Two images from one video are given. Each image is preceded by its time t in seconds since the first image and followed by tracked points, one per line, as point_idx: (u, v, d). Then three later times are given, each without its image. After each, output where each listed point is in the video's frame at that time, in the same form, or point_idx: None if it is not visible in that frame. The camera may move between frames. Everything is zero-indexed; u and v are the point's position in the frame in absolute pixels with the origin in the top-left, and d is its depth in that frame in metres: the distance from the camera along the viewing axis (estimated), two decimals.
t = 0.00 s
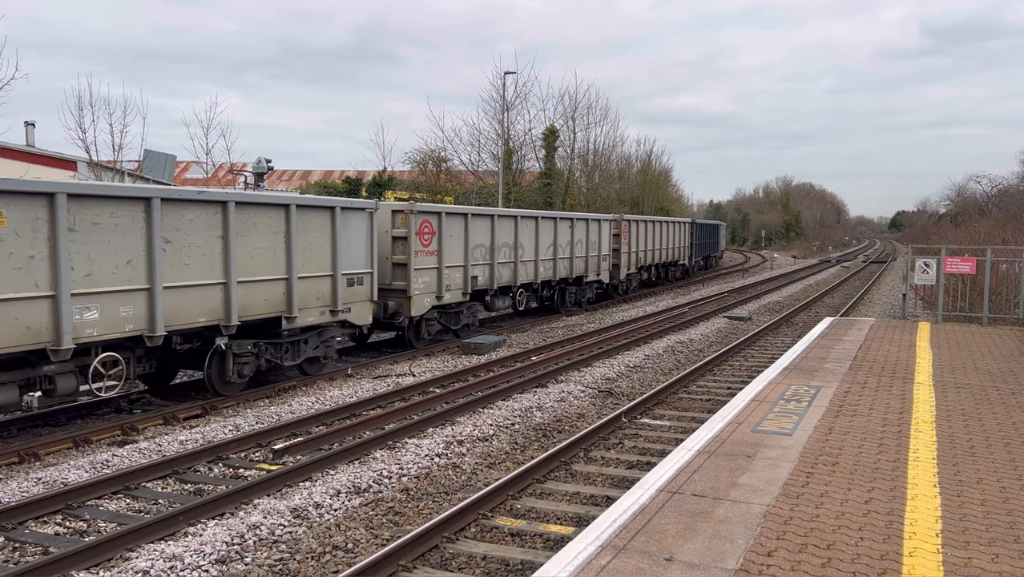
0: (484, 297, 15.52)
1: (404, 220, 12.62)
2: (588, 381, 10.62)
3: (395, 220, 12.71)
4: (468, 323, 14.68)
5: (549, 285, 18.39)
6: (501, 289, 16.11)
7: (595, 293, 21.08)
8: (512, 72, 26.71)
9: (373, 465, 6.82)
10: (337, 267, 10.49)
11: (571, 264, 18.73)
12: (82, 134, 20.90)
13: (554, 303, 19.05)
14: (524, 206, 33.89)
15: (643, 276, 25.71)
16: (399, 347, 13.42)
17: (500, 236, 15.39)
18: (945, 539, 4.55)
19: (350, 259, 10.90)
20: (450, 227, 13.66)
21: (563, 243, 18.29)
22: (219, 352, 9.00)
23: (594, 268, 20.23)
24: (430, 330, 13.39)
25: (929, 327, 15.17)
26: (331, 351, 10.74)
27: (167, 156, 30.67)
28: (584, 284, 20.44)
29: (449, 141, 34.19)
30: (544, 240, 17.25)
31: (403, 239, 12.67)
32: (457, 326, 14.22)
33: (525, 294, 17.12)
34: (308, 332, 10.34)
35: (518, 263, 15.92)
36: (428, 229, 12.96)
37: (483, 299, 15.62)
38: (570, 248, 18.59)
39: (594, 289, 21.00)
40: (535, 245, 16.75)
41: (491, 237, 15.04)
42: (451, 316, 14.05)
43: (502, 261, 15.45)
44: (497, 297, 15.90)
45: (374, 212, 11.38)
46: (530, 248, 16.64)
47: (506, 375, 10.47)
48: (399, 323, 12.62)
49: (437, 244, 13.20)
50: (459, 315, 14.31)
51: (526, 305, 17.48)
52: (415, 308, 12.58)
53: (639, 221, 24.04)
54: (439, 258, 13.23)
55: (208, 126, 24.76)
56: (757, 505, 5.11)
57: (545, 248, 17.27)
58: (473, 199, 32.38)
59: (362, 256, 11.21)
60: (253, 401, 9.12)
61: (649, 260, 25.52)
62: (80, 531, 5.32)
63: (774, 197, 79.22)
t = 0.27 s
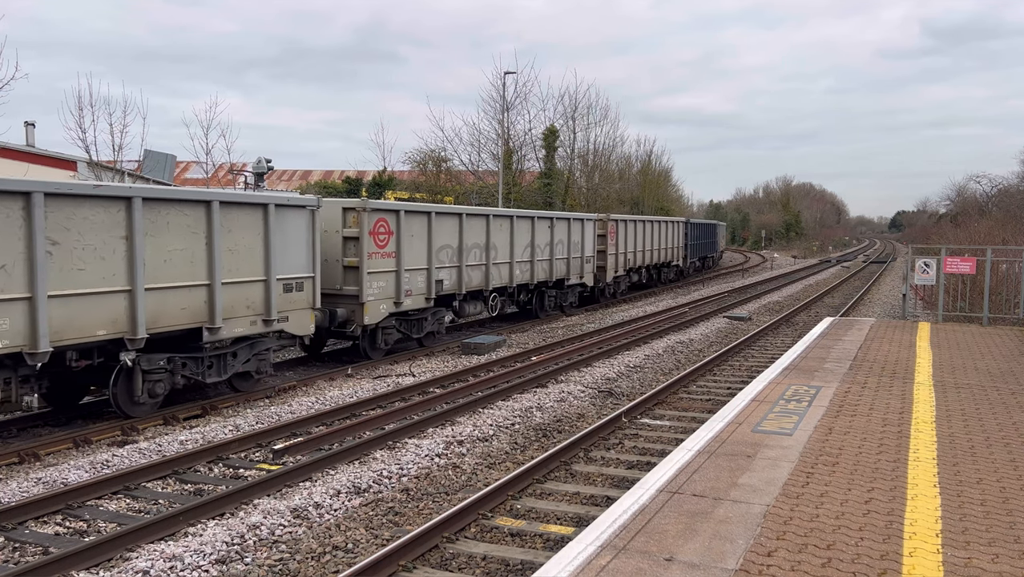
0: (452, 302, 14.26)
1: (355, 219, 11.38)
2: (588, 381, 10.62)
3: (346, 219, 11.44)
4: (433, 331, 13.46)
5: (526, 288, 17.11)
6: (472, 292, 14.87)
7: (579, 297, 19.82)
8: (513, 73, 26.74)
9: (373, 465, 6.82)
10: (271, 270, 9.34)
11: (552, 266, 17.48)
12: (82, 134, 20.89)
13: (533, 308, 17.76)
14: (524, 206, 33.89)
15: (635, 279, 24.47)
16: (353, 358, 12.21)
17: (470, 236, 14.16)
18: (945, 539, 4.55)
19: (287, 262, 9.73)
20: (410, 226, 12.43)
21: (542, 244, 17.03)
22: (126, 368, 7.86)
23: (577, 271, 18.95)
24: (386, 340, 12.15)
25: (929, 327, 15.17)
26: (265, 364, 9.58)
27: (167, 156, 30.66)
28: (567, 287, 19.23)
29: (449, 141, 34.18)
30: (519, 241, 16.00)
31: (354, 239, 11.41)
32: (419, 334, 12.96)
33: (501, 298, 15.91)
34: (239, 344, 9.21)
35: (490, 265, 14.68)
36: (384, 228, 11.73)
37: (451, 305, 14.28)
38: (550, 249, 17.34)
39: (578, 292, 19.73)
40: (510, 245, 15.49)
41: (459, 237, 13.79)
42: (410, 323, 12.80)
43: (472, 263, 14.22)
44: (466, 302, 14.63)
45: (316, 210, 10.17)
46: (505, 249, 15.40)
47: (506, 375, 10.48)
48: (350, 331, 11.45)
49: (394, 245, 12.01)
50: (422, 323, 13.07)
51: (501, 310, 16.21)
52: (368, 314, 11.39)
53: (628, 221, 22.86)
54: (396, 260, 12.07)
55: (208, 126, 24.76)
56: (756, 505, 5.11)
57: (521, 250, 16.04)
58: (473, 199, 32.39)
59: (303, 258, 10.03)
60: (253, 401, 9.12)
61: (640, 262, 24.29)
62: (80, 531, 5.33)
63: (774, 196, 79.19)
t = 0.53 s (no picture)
0: (412, 308, 13.09)
1: (295, 217, 10.17)
2: (588, 381, 10.62)
3: (284, 217, 10.25)
4: (391, 340, 12.26)
5: (497, 292, 15.96)
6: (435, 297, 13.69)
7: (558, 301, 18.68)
8: (513, 73, 26.75)
9: (373, 465, 6.82)
10: (189, 275, 8.15)
11: (526, 269, 16.34)
12: (82, 134, 20.89)
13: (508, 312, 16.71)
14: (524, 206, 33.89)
15: (622, 281, 23.42)
16: (297, 371, 11.02)
17: (432, 236, 13.02)
18: (945, 539, 4.55)
19: (209, 265, 8.54)
20: (361, 225, 11.23)
21: (515, 245, 15.91)
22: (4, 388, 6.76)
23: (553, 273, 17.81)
24: (336, 352, 10.94)
25: (929, 327, 15.17)
26: (185, 381, 8.46)
27: (167, 157, 30.67)
28: (546, 290, 18.19)
29: (449, 141, 34.17)
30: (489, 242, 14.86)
31: (293, 239, 10.25)
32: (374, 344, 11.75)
33: (470, 304, 14.78)
34: (152, 358, 8.09)
35: (455, 268, 13.58)
36: (328, 227, 10.57)
37: (412, 310, 13.21)
38: (523, 250, 16.22)
39: (556, 296, 18.59)
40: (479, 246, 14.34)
41: (419, 238, 12.62)
42: (365, 333, 11.58)
43: (434, 265, 13.07)
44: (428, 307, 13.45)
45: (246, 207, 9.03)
46: (472, 250, 14.25)
47: (506, 375, 10.48)
48: (290, 342, 10.23)
49: (342, 246, 10.86)
50: (377, 332, 11.85)
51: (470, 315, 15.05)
52: (310, 323, 10.21)
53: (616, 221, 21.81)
54: (344, 262, 10.91)
55: (208, 126, 24.72)
56: (756, 505, 5.11)
57: (491, 251, 14.93)
58: (473, 199, 32.38)
59: (230, 260, 8.89)
60: (253, 401, 9.12)
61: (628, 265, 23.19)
62: (80, 531, 5.33)
63: (774, 197, 79.19)
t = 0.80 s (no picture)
0: (365, 316, 11.82)
1: (217, 215, 8.90)
2: (588, 381, 10.62)
3: (205, 216, 8.95)
4: (339, 352, 11.07)
5: (466, 297, 14.71)
6: (393, 304, 12.43)
7: (536, 305, 17.42)
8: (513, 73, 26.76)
9: (373, 465, 6.82)
10: (82, 282, 6.96)
11: (498, 271, 15.13)
12: (82, 134, 20.89)
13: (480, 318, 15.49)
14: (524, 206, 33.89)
15: (609, 284, 22.26)
16: (227, 386, 9.89)
17: (387, 236, 11.79)
18: (945, 539, 4.55)
19: (108, 270, 7.32)
20: (299, 225, 9.99)
21: (485, 246, 14.70)
22: None
23: (529, 276, 16.60)
24: (271, 366, 9.82)
25: (929, 327, 15.17)
26: (80, 404, 7.29)
27: (167, 157, 30.64)
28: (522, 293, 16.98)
29: (449, 141, 34.17)
30: (455, 242, 13.65)
31: (216, 240, 8.95)
32: (318, 357, 10.59)
33: (435, 310, 13.58)
34: (41, 378, 6.89)
35: (414, 271, 12.30)
36: (258, 226, 9.33)
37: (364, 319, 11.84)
38: (494, 251, 14.98)
39: (534, 300, 17.36)
40: (443, 248, 13.10)
41: (371, 239, 11.40)
42: (307, 345, 10.42)
43: (390, 268, 11.83)
44: (385, 314, 12.25)
45: (158, 202, 7.81)
46: (435, 252, 13.02)
47: (506, 375, 10.48)
48: (215, 356, 9.04)
49: (276, 247, 9.64)
50: (323, 344, 10.68)
51: (436, 322, 13.87)
52: (236, 335, 8.97)
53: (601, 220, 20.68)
54: (279, 266, 9.67)
55: (209, 126, 24.72)
56: (757, 505, 5.11)
57: (459, 253, 13.73)
58: (473, 199, 32.38)
59: (135, 264, 7.64)
60: (253, 401, 9.12)
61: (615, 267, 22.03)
62: (80, 531, 5.33)
63: (774, 197, 79.18)
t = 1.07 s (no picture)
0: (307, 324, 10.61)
1: (119, 213, 7.69)
2: (588, 381, 10.62)
3: (106, 213, 7.73)
4: (275, 365, 9.84)
5: (429, 302, 13.52)
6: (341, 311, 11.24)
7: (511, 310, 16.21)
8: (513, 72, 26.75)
9: (373, 465, 6.82)
10: None
11: (466, 274, 14.03)
12: (82, 134, 20.88)
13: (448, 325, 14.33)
14: (524, 206, 33.90)
15: (593, 287, 21.10)
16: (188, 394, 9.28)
17: (333, 236, 10.65)
18: (945, 539, 4.55)
19: None
20: (223, 223, 8.81)
21: (450, 247, 13.56)
22: None
23: (502, 280, 15.42)
24: (189, 383, 8.60)
25: (929, 327, 15.17)
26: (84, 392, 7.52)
27: (167, 157, 30.66)
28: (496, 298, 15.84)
29: (449, 141, 34.17)
30: (415, 244, 12.51)
31: (117, 241, 7.75)
32: (250, 372, 9.35)
33: (392, 318, 12.41)
34: None
35: (365, 275, 11.20)
36: (170, 225, 8.13)
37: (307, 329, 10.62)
38: (461, 253, 13.89)
39: (509, 305, 16.17)
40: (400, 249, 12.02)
41: (312, 239, 10.23)
42: (236, 359, 9.18)
43: (335, 272, 10.69)
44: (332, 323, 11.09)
45: (43, 197, 6.82)
46: (390, 255, 11.89)
47: (506, 375, 10.48)
48: (119, 373, 7.89)
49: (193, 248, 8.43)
50: (256, 357, 9.44)
51: (395, 330, 12.76)
52: (142, 349, 7.81)
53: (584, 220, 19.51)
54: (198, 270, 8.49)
55: (209, 126, 24.73)
56: (757, 505, 5.11)
57: (420, 255, 12.61)
58: (473, 199, 32.37)
59: (17, 268, 6.67)
60: (253, 401, 9.12)
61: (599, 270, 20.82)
62: (80, 531, 5.33)
63: (774, 197, 79.18)
